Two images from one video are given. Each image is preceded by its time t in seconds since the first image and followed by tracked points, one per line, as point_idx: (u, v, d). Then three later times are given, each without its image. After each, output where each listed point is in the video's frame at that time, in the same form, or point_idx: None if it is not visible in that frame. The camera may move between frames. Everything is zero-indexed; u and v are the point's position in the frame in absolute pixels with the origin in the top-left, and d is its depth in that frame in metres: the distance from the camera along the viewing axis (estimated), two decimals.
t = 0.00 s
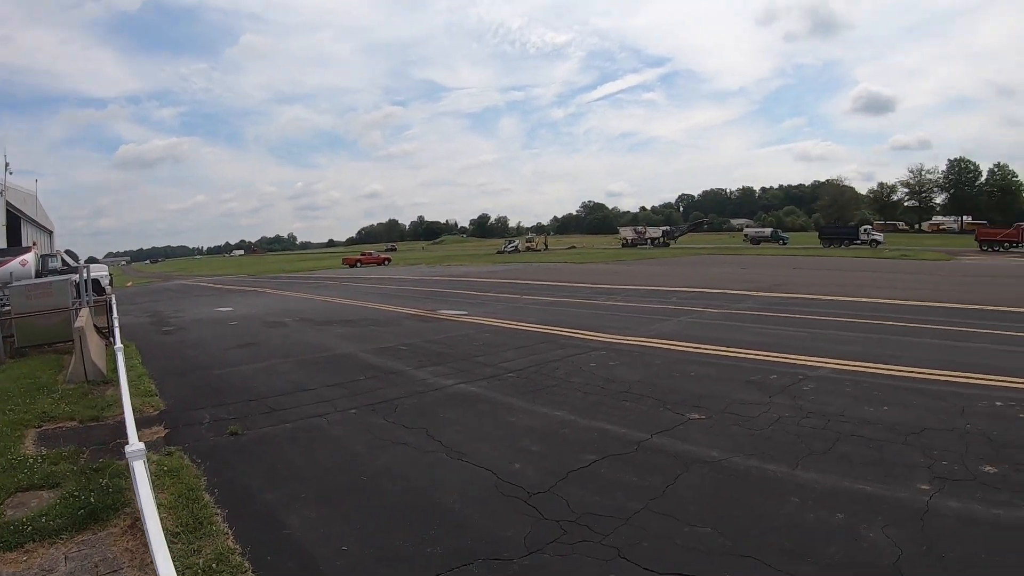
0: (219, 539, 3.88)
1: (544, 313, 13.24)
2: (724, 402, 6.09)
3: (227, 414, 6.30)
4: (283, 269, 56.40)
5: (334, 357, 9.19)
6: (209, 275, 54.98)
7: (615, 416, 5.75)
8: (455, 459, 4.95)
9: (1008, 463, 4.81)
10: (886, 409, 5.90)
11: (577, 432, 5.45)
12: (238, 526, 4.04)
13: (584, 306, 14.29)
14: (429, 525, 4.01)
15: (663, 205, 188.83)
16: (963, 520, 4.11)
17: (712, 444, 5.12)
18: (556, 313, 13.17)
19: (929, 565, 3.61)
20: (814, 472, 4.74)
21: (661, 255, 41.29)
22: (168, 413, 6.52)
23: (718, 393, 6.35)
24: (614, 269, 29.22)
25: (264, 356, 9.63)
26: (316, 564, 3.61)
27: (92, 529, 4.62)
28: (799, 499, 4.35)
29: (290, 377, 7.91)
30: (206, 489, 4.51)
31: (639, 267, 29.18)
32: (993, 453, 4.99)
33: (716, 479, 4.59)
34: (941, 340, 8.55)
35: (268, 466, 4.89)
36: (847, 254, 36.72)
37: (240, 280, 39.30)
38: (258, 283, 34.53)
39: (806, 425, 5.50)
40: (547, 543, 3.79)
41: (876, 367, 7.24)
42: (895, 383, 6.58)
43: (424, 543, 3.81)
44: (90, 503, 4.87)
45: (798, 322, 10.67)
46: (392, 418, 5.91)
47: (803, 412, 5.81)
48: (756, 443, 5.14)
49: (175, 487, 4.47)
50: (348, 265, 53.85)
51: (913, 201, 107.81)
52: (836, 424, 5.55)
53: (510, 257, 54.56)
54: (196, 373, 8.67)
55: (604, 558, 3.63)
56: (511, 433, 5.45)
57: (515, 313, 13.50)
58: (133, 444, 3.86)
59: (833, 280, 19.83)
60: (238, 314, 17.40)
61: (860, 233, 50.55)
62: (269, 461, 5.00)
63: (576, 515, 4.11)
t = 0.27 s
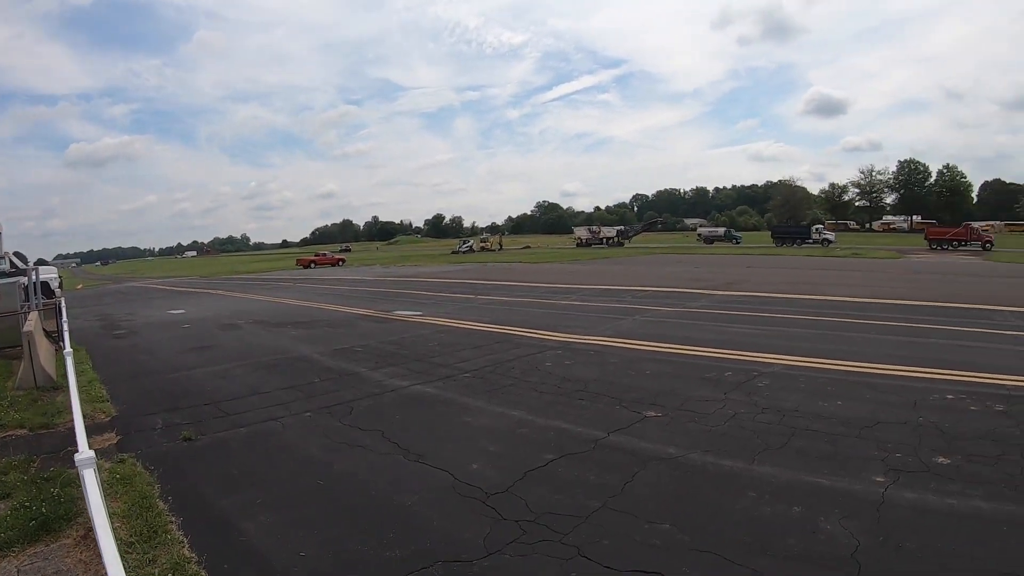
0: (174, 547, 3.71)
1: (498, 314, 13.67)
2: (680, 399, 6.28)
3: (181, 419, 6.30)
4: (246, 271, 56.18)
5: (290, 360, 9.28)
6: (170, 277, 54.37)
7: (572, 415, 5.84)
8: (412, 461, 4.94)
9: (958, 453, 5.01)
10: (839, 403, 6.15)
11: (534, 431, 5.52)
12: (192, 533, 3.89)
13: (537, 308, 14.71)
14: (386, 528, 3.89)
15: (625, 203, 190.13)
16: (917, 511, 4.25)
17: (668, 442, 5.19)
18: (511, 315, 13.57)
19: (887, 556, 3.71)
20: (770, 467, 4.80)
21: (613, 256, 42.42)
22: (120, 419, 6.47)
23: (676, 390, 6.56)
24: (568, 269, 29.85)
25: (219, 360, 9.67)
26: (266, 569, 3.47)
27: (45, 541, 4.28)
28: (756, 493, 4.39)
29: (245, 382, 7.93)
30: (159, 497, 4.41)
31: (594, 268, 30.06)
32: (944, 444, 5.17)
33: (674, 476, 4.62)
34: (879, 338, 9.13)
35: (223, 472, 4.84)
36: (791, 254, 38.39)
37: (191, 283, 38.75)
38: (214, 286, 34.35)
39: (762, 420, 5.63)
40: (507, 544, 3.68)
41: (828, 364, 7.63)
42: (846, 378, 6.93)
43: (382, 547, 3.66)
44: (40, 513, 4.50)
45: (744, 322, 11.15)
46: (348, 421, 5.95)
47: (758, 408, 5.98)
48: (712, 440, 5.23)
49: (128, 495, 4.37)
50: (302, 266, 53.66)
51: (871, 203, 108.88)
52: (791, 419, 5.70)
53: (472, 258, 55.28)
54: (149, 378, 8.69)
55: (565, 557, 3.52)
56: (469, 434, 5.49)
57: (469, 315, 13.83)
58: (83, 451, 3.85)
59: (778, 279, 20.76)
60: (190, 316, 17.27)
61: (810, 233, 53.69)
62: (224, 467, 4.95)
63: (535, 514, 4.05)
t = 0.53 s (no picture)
0: (153, 551, 3.70)
1: (479, 315, 13.84)
2: (660, 399, 6.36)
3: (160, 422, 6.32)
4: (228, 271, 56.03)
5: (271, 362, 9.33)
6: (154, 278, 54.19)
7: (553, 416, 5.89)
8: (392, 462, 4.96)
9: (936, 450, 5.08)
10: (817, 401, 6.25)
11: (515, 431, 5.56)
12: (173, 536, 3.89)
13: (517, 308, 14.90)
14: (366, 529, 3.89)
15: (613, 202, 191.42)
16: (896, 507, 4.30)
17: (649, 441, 5.24)
18: (491, 315, 13.74)
19: (867, 552, 3.76)
20: (749, 465, 4.84)
21: (594, 256, 42.94)
22: (99, 422, 6.47)
23: (657, 389, 6.66)
24: (550, 270, 30.12)
25: (199, 362, 9.72)
26: (245, 572, 3.45)
27: (24, 545, 4.24)
28: (736, 492, 4.43)
29: (225, 383, 7.97)
30: (139, 500, 4.40)
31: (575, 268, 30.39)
32: (922, 442, 5.24)
33: (654, 475, 4.65)
34: (853, 337, 9.32)
35: (203, 475, 4.84)
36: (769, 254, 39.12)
37: (171, 284, 38.56)
38: (196, 286, 34.32)
39: (741, 420, 5.69)
40: (487, 544, 3.70)
41: (805, 363, 7.77)
42: (824, 377, 7.06)
43: (363, 548, 3.67)
44: (19, 518, 4.47)
45: (721, 322, 11.35)
46: (328, 422, 5.98)
47: (737, 407, 6.06)
48: (692, 439, 5.28)
49: (107, 499, 4.36)
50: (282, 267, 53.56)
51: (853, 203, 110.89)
52: (770, 418, 5.77)
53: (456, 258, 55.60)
54: (129, 380, 8.70)
55: (545, 556, 3.54)
56: (450, 435, 5.51)
57: (450, 317, 13.97)
58: (60, 454, 3.86)
59: (757, 279, 21.13)
60: (170, 318, 17.24)
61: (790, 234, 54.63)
62: (204, 470, 4.94)
63: (515, 515, 4.06)
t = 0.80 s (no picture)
0: (136, 553, 3.70)
1: (465, 317, 13.96)
2: (644, 400, 6.43)
3: (143, 424, 6.33)
4: (217, 273, 55.96)
5: (256, 363, 9.37)
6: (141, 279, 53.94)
7: (536, 418, 5.92)
8: (374, 464, 4.97)
9: (917, 450, 5.15)
10: (799, 402, 6.33)
11: (499, 433, 5.58)
12: (154, 538, 3.89)
13: (502, 310, 15.03)
14: (348, 531, 3.90)
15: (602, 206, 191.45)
16: (877, 507, 4.34)
17: (631, 443, 5.27)
18: (478, 317, 13.87)
19: (847, 551, 3.79)
20: (731, 465, 4.88)
21: (581, 258, 43.27)
22: (82, 424, 6.47)
23: (641, 391, 6.74)
24: (536, 271, 30.29)
25: (183, 363, 9.74)
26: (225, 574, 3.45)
27: (6, 548, 4.23)
28: (717, 492, 4.46)
29: (209, 385, 7.99)
30: (122, 502, 4.39)
31: (562, 270, 30.65)
32: (904, 442, 5.31)
33: (635, 476, 4.67)
34: (835, 340, 9.51)
35: (186, 477, 4.84)
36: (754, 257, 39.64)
37: (155, 286, 38.38)
38: (182, 288, 34.20)
39: (723, 422, 5.74)
40: (467, 545, 3.71)
41: (791, 365, 7.91)
42: (806, 378, 7.16)
43: (344, 550, 3.68)
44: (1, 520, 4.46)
45: (705, 324, 11.50)
46: (311, 424, 6.00)
47: (720, 409, 6.13)
48: (673, 440, 5.31)
49: (89, 501, 4.34)
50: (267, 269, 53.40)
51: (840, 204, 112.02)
52: (752, 419, 5.83)
53: (444, 260, 55.81)
54: (113, 382, 8.69)
55: (525, 557, 3.56)
56: (433, 437, 5.52)
57: (436, 318, 14.06)
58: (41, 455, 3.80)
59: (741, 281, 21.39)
60: (154, 320, 17.21)
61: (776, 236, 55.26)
62: (186, 472, 4.93)
63: (496, 516, 4.07)
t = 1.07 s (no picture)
0: (117, 555, 3.72)
1: (451, 319, 14.05)
2: (627, 402, 6.52)
3: (127, 427, 6.34)
4: (205, 274, 55.77)
5: (241, 366, 9.41)
6: (127, 280, 53.60)
7: (519, 420, 5.97)
8: (357, 466, 4.99)
9: (899, 452, 5.22)
10: (782, 404, 6.41)
11: (481, 435, 5.62)
12: (137, 541, 3.90)
13: (488, 313, 15.11)
14: (329, 533, 3.92)
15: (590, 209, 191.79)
16: (858, 508, 4.38)
17: (614, 445, 5.31)
18: (463, 320, 13.99)
19: (828, 552, 3.83)
20: (713, 467, 4.92)
21: (567, 261, 43.51)
22: (65, 427, 6.47)
23: (625, 394, 6.81)
24: (523, 274, 30.41)
25: (168, 366, 9.76)
26: None
27: None
28: (699, 494, 4.49)
29: (194, 388, 8.01)
30: (104, 505, 4.39)
31: (549, 272, 30.85)
32: (887, 444, 5.38)
33: (618, 478, 4.71)
34: (815, 342, 9.69)
35: (168, 479, 4.84)
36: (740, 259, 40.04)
37: (138, 288, 38.12)
38: (167, 290, 34.05)
39: (706, 424, 5.80)
40: (449, 547, 3.74)
41: (777, 366, 8.04)
42: (789, 380, 7.26)
43: (325, 552, 3.70)
44: None
45: (689, 327, 11.62)
46: (295, 427, 6.02)
47: (703, 411, 6.19)
48: (656, 443, 5.35)
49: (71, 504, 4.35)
50: (254, 271, 53.22)
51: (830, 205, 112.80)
52: (735, 421, 5.89)
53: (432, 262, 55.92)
54: (98, 384, 8.69)
55: (506, 560, 3.61)
56: (415, 440, 5.55)
57: (422, 321, 14.14)
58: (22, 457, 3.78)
59: (727, 283, 21.58)
60: (138, 323, 17.15)
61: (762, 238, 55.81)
62: (169, 474, 4.94)
63: (477, 518, 4.10)
